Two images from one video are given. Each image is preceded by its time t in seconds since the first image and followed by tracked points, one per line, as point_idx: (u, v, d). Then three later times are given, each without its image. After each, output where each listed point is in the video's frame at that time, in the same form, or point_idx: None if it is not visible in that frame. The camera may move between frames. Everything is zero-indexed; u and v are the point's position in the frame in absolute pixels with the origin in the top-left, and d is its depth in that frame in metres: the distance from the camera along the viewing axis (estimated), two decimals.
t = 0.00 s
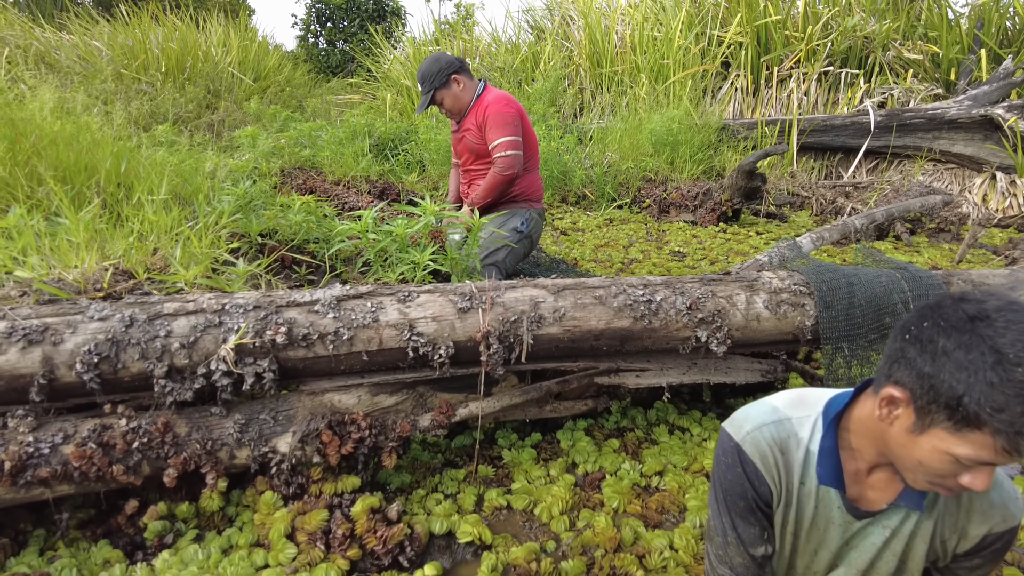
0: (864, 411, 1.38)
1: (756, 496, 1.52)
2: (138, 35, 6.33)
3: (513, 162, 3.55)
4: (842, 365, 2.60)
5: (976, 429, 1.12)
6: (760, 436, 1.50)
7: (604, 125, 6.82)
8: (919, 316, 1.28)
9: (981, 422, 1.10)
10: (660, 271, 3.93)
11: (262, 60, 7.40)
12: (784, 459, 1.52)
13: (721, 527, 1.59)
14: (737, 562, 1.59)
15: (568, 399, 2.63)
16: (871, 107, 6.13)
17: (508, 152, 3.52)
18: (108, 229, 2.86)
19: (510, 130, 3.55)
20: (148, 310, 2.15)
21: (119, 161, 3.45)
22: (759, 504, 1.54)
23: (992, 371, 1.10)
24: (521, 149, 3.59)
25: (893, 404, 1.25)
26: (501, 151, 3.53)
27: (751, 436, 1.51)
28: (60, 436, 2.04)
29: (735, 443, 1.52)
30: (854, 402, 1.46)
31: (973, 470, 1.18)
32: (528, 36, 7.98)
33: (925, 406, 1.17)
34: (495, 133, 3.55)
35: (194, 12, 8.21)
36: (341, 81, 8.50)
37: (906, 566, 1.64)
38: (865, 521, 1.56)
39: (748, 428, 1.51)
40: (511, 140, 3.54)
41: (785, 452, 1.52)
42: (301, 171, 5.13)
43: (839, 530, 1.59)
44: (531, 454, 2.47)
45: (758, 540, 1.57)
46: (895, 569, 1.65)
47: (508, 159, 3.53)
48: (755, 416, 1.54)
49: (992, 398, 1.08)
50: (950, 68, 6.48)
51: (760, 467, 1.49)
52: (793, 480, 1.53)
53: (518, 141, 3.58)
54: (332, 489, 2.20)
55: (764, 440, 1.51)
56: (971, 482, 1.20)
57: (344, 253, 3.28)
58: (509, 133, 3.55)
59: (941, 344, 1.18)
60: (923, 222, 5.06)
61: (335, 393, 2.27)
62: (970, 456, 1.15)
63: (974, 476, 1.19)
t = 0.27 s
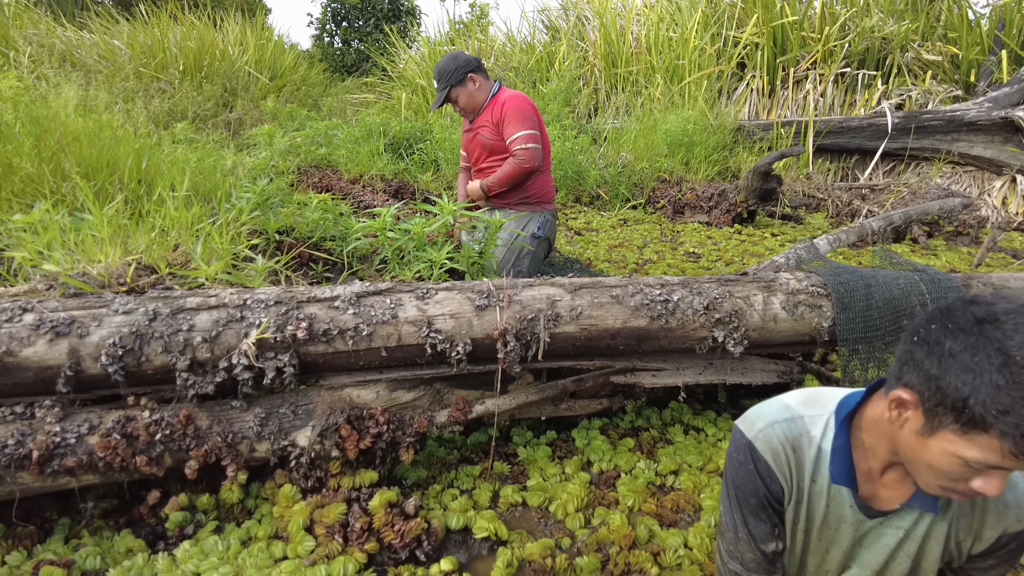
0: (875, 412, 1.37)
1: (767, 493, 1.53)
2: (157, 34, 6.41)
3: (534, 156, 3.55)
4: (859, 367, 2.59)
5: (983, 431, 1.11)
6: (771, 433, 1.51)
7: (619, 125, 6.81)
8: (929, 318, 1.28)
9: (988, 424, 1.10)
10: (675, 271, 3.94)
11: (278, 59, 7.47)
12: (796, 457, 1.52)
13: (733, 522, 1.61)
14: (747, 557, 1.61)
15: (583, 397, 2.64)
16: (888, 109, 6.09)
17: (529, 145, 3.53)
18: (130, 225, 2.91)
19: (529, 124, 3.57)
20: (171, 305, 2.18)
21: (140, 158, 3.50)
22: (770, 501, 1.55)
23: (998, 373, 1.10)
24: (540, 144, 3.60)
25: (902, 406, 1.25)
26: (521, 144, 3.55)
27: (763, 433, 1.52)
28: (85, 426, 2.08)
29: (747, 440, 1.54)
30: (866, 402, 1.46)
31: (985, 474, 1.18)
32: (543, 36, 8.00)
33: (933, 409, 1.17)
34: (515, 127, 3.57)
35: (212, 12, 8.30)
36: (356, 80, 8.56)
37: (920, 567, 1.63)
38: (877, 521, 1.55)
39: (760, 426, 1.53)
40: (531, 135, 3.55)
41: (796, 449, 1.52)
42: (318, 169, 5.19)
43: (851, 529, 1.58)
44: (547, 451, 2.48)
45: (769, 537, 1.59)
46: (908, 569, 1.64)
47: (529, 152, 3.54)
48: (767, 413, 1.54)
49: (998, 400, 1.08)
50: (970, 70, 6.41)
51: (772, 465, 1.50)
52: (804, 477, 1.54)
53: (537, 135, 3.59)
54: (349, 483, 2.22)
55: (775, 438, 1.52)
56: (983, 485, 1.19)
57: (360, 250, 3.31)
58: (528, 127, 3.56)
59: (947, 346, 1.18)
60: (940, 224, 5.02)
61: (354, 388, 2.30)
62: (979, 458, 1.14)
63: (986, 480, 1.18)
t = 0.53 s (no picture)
0: (886, 409, 1.37)
1: (770, 481, 1.54)
2: (175, 34, 6.51)
3: (530, 158, 3.53)
4: (871, 370, 2.57)
5: (994, 431, 1.11)
6: (781, 423, 1.52)
7: (633, 125, 6.80)
8: (941, 318, 1.28)
9: (999, 424, 1.09)
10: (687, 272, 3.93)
11: (294, 59, 7.54)
12: (803, 448, 1.53)
13: (733, 508, 1.61)
14: (745, 543, 1.62)
15: (593, 397, 2.65)
16: (905, 111, 6.03)
17: (528, 145, 3.52)
18: (149, 222, 2.96)
19: (537, 125, 3.54)
20: (188, 301, 2.23)
21: (159, 157, 3.56)
22: (773, 489, 1.55)
23: (1009, 374, 1.10)
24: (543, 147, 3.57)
25: (913, 405, 1.25)
26: (521, 145, 3.54)
27: (772, 422, 1.53)
28: (104, 420, 2.12)
29: (755, 429, 1.55)
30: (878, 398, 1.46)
31: (998, 475, 1.17)
32: (557, 36, 8.00)
33: (944, 408, 1.17)
34: (521, 125, 3.56)
35: (229, 12, 8.40)
36: (371, 80, 8.62)
37: (927, 568, 1.62)
38: (884, 519, 1.54)
39: (770, 414, 1.54)
40: (535, 135, 3.53)
41: (804, 441, 1.53)
42: (332, 168, 5.25)
43: (854, 524, 1.57)
44: (556, 450, 2.50)
45: (768, 524, 1.59)
46: (913, 569, 1.62)
47: (525, 154, 3.53)
48: (778, 404, 1.55)
49: (1009, 401, 1.08)
50: (990, 70, 6.31)
51: (779, 453, 1.51)
52: (809, 468, 1.54)
53: (543, 137, 3.56)
54: (361, 478, 2.25)
55: (785, 428, 1.53)
56: (995, 486, 1.18)
57: (374, 249, 3.35)
58: (534, 127, 3.54)
59: (958, 346, 1.18)
60: (957, 227, 4.96)
61: (366, 385, 2.33)
62: (990, 459, 1.14)
63: (998, 480, 1.18)
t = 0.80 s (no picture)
0: (899, 406, 1.36)
1: (782, 476, 1.54)
2: (191, 36, 6.59)
3: (544, 158, 3.52)
4: (883, 371, 2.55)
5: (1006, 433, 1.11)
6: (793, 418, 1.53)
7: (645, 125, 6.79)
8: (963, 317, 1.26)
9: (1012, 426, 1.09)
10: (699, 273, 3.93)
11: (308, 60, 7.61)
12: (815, 443, 1.54)
13: (742, 502, 1.62)
14: (754, 537, 1.63)
15: (604, 398, 2.66)
16: (921, 110, 5.98)
17: (543, 145, 3.51)
18: (166, 223, 3.01)
19: (554, 125, 3.54)
20: (206, 301, 2.27)
21: (176, 159, 3.62)
22: (784, 484, 1.56)
23: None
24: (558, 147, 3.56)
25: (927, 402, 1.24)
26: (536, 146, 3.54)
27: (785, 417, 1.53)
28: (124, 417, 2.17)
29: (768, 423, 1.55)
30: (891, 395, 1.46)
31: (1006, 475, 1.17)
32: (569, 37, 8.00)
33: (957, 406, 1.17)
34: (539, 125, 3.55)
35: (244, 13, 8.48)
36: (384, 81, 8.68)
37: (940, 566, 1.62)
38: (897, 517, 1.54)
39: (784, 409, 1.54)
40: (551, 136, 3.52)
41: (817, 437, 1.53)
42: (346, 169, 5.30)
43: (866, 521, 1.58)
44: (568, 450, 2.51)
45: (776, 518, 1.60)
46: (926, 567, 1.62)
47: (539, 154, 3.52)
48: (791, 399, 1.56)
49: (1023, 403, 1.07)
50: (1008, 69, 6.22)
51: (791, 448, 1.52)
52: (821, 464, 1.55)
53: (559, 138, 3.55)
54: (375, 476, 2.28)
55: (797, 422, 1.53)
56: (1003, 486, 1.18)
57: (387, 250, 3.38)
58: (551, 128, 3.53)
59: (978, 347, 1.17)
60: (973, 228, 4.91)
61: (380, 384, 2.36)
62: (999, 460, 1.14)
63: (1006, 481, 1.18)
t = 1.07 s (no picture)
0: (898, 406, 1.35)
1: (789, 481, 1.53)
2: (201, 36, 6.64)
3: (554, 162, 3.50)
4: (893, 373, 2.52)
5: (1003, 432, 1.10)
6: (795, 422, 1.51)
7: (654, 125, 6.77)
8: (957, 317, 1.25)
9: (1008, 425, 1.08)
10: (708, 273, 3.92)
11: (317, 60, 7.64)
12: (817, 446, 1.52)
13: (754, 511, 1.60)
14: (766, 546, 1.61)
15: (611, 397, 2.65)
16: (932, 110, 5.93)
17: (554, 149, 3.50)
18: (176, 221, 3.03)
19: (566, 129, 3.51)
20: (214, 299, 2.28)
21: (186, 157, 3.64)
22: (792, 490, 1.54)
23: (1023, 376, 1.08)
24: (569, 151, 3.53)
25: (924, 402, 1.23)
26: (548, 149, 3.52)
27: (786, 421, 1.51)
28: (132, 414, 2.18)
29: (769, 428, 1.53)
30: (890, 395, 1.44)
31: (1004, 474, 1.17)
32: (578, 36, 7.99)
33: (954, 405, 1.16)
34: (551, 128, 3.53)
35: (254, 14, 8.54)
36: (393, 81, 8.70)
37: (948, 565, 1.60)
38: (902, 517, 1.52)
39: (784, 413, 1.52)
40: (563, 140, 3.50)
41: (818, 440, 1.51)
42: (354, 169, 5.32)
43: (874, 522, 1.56)
44: (574, 449, 2.50)
45: (789, 526, 1.58)
46: (935, 566, 1.61)
47: (551, 157, 3.50)
48: (791, 402, 1.54)
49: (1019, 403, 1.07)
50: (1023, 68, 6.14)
51: (794, 452, 1.50)
52: (826, 468, 1.53)
53: (570, 142, 3.52)
54: (381, 474, 2.28)
55: (798, 426, 1.51)
56: (1002, 483, 1.18)
57: (395, 249, 3.39)
58: (562, 132, 3.50)
59: (972, 346, 1.16)
60: (985, 229, 4.85)
61: (387, 382, 2.36)
62: (998, 458, 1.13)
63: (1004, 479, 1.18)
